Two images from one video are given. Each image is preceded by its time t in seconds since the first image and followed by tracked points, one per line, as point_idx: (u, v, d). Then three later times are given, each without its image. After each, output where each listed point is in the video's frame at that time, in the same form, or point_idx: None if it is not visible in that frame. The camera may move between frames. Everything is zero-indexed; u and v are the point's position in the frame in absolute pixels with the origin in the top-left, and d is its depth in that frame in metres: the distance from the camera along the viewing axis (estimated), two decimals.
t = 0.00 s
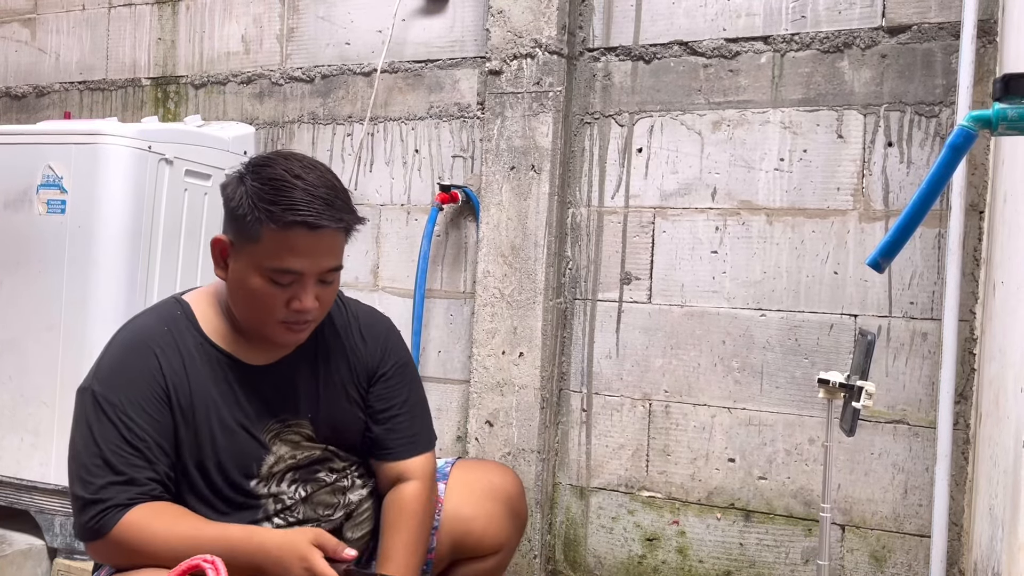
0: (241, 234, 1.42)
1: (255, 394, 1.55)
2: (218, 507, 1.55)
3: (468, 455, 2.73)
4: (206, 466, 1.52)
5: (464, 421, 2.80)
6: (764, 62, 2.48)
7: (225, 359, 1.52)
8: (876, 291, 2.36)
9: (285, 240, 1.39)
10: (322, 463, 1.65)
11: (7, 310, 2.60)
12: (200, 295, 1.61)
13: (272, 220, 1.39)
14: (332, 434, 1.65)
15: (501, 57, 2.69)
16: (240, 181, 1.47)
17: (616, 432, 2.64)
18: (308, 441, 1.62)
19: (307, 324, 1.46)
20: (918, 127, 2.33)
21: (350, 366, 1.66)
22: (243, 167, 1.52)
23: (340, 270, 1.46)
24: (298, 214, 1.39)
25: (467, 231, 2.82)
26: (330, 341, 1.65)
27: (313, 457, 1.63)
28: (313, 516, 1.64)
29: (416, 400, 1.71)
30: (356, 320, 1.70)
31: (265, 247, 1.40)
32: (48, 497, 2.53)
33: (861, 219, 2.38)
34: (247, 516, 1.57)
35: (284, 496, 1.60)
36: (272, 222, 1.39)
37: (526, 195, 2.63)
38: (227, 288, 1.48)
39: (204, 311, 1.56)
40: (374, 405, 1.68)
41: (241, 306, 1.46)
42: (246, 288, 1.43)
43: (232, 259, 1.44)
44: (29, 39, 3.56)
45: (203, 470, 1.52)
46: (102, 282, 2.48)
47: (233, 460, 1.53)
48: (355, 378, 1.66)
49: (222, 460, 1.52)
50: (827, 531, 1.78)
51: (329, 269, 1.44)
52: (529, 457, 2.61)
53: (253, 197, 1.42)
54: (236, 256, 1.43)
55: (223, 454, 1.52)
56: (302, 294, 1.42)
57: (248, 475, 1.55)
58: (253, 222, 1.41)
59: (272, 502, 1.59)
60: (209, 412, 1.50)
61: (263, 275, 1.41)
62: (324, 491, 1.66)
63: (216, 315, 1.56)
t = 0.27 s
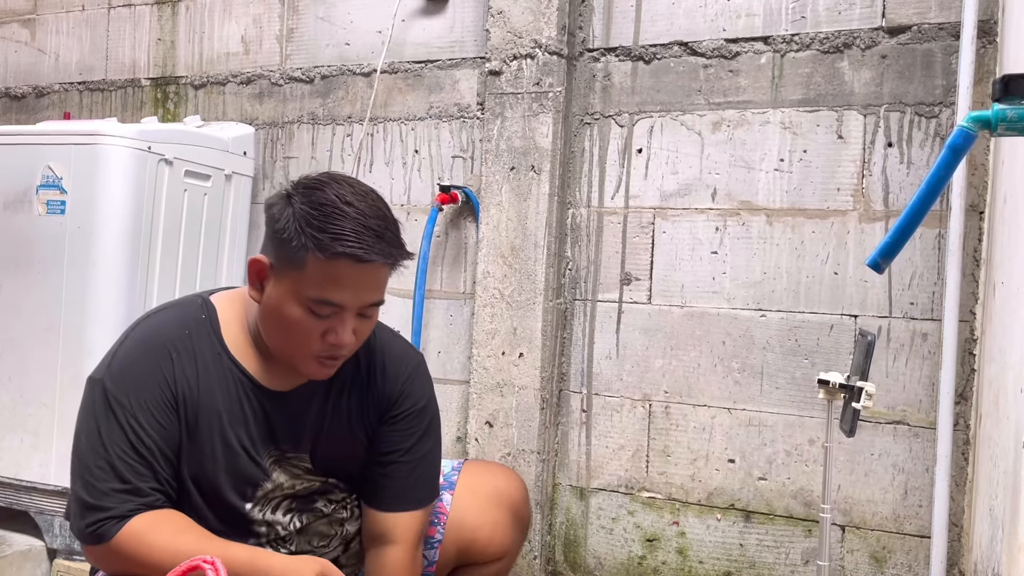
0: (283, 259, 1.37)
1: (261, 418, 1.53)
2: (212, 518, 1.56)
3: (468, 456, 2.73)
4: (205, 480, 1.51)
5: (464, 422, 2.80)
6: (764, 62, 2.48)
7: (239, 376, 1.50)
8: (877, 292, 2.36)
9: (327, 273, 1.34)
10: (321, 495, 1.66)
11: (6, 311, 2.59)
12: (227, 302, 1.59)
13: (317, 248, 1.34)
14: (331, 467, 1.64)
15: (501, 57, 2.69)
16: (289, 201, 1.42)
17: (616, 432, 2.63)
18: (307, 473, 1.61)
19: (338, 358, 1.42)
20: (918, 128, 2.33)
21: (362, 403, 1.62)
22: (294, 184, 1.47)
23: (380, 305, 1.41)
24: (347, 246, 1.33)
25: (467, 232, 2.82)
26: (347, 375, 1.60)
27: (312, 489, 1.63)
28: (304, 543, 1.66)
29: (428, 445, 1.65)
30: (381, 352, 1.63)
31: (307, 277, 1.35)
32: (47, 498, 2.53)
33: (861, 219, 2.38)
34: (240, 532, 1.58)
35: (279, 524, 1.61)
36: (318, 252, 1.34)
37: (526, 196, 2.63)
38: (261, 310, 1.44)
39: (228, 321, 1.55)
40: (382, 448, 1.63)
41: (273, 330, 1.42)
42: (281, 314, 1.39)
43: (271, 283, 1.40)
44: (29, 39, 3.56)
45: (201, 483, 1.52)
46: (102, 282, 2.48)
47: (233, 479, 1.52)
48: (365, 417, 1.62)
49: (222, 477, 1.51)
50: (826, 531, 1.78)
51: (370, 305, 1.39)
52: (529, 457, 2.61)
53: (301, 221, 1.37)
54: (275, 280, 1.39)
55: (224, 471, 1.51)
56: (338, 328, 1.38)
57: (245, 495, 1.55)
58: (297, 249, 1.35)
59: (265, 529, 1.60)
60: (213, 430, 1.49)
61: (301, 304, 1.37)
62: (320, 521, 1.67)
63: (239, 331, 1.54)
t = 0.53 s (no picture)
0: (315, 276, 1.36)
1: (276, 434, 1.53)
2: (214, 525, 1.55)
3: (467, 457, 2.73)
4: (213, 490, 1.51)
5: (463, 422, 2.80)
6: (764, 63, 2.48)
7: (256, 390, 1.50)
8: (876, 293, 2.36)
9: (359, 294, 1.33)
10: (330, 513, 1.68)
11: (6, 312, 2.59)
12: (247, 309, 1.58)
13: (351, 268, 1.32)
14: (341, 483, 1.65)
15: (501, 58, 2.69)
16: (325, 216, 1.41)
17: (616, 433, 2.63)
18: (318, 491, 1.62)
19: (361, 378, 1.42)
20: (918, 128, 2.33)
21: (377, 425, 1.63)
22: (330, 197, 1.45)
23: (407, 328, 1.41)
24: (381, 268, 1.32)
25: (466, 233, 2.82)
26: (365, 395, 1.61)
27: (321, 507, 1.65)
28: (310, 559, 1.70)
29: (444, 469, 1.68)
30: (399, 374, 1.64)
31: (338, 296, 1.34)
32: (47, 499, 2.53)
33: (860, 220, 2.38)
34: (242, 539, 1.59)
35: (287, 542, 1.63)
36: (352, 272, 1.33)
37: (526, 196, 2.63)
38: (285, 324, 1.44)
39: (248, 330, 1.54)
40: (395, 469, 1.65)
41: (297, 346, 1.42)
42: (309, 330, 1.39)
43: (301, 299, 1.39)
44: (28, 40, 3.55)
45: (208, 492, 1.51)
46: (102, 283, 2.48)
47: (242, 491, 1.53)
48: (380, 437, 1.64)
49: (231, 489, 1.51)
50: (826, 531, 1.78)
51: (399, 327, 1.39)
52: (529, 458, 2.61)
53: (336, 238, 1.36)
54: (305, 297, 1.38)
55: (233, 483, 1.51)
56: (365, 350, 1.38)
57: (251, 506, 1.55)
58: (330, 266, 1.34)
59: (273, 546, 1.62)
60: (226, 443, 1.48)
61: (329, 323, 1.37)
62: (327, 538, 1.71)
63: (259, 341, 1.53)
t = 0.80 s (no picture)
0: (294, 268, 1.37)
1: (269, 430, 1.53)
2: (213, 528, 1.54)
3: (468, 458, 2.73)
4: (208, 489, 1.50)
5: (464, 423, 2.80)
6: (764, 64, 2.49)
7: (243, 385, 1.50)
8: (876, 293, 2.36)
9: (340, 283, 1.34)
10: (326, 505, 1.67)
11: (6, 313, 2.60)
12: (232, 308, 1.58)
13: (329, 259, 1.33)
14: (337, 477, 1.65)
15: (501, 59, 2.69)
16: (300, 208, 1.41)
17: (616, 434, 2.63)
18: (313, 484, 1.62)
19: (345, 368, 1.43)
20: (917, 129, 2.33)
21: (369, 416, 1.63)
22: (307, 190, 1.45)
23: (390, 316, 1.42)
24: (359, 257, 1.33)
25: (466, 234, 2.82)
26: (355, 385, 1.61)
27: (317, 501, 1.64)
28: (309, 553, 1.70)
29: (436, 461, 1.68)
30: (387, 364, 1.64)
31: (318, 287, 1.35)
32: (47, 500, 2.53)
33: (860, 221, 2.38)
34: (242, 541, 1.58)
35: (286, 536, 1.62)
36: (330, 262, 1.33)
37: (526, 197, 2.63)
38: (268, 318, 1.44)
39: (234, 329, 1.54)
40: (388, 461, 1.65)
41: (278, 337, 1.42)
42: (289, 321, 1.39)
43: (281, 292, 1.39)
44: (28, 41, 3.55)
45: (204, 492, 1.51)
46: (101, 285, 2.48)
47: (238, 488, 1.53)
48: (372, 429, 1.64)
49: (227, 488, 1.51)
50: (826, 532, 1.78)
51: (380, 316, 1.40)
52: (529, 459, 2.61)
53: (313, 230, 1.36)
54: (285, 289, 1.38)
55: (229, 481, 1.51)
56: (347, 340, 1.39)
57: (247, 505, 1.54)
58: (309, 257, 1.35)
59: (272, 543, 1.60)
60: (218, 440, 1.48)
61: (311, 314, 1.37)
62: (326, 532, 1.70)
63: (245, 336, 1.53)
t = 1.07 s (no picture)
0: (252, 246, 1.38)
1: (252, 414, 1.52)
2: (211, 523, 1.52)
3: (468, 459, 2.73)
4: (199, 482, 1.49)
5: (464, 424, 2.80)
6: (764, 65, 2.49)
7: (219, 375, 1.49)
8: (876, 294, 2.36)
9: (298, 254, 1.36)
10: (317, 485, 1.65)
11: (7, 314, 2.60)
12: (200, 305, 1.57)
13: (287, 230, 1.35)
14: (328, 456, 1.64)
15: (501, 60, 2.69)
16: (253, 188, 1.42)
17: (617, 435, 2.63)
18: (303, 464, 1.60)
19: (315, 340, 1.43)
20: (916, 130, 2.34)
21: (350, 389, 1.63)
22: (257, 173, 1.47)
23: (352, 286, 1.44)
24: (316, 226, 1.35)
25: (466, 235, 2.82)
26: (331, 359, 1.62)
27: (307, 480, 1.62)
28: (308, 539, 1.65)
29: (425, 419, 1.70)
30: (357, 336, 1.66)
31: (278, 261, 1.36)
32: (47, 501, 2.53)
33: (860, 222, 2.38)
34: (241, 535, 1.56)
35: (280, 520, 1.60)
36: (288, 236, 1.35)
37: (526, 198, 2.63)
38: (233, 301, 1.44)
39: (203, 323, 1.53)
40: (378, 428, 1.66)
41: (244, 319, 1.42)
42: (253, 300, 1.39)
43: (241, 272, 1.40)
44: (29, 42, 3.56)
45: (195, 486, 1.49)
46: (101, 285, 2.48)
47: (229, 476, 1.51)
48: (360, 401, 1.64)
49: (217, 477, 1.49)
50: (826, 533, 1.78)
51: (343, 284, 1.41)
52: (529, 460, 2.61)
53: (266, 207, 1.38)
54: (245, 268, 1.39)
55: (218, 471, 1.49)
56: (313, 311, 1.39)
57: (240, 494, 1.53)
58: (266, 234, 1.36)
59: (267, 527, 1.59)
60: (202, 430, 1.47)
61: (274, 288, 1.38)
62: (320, 513, 1.66)
63: (212, 326, 1.53)
